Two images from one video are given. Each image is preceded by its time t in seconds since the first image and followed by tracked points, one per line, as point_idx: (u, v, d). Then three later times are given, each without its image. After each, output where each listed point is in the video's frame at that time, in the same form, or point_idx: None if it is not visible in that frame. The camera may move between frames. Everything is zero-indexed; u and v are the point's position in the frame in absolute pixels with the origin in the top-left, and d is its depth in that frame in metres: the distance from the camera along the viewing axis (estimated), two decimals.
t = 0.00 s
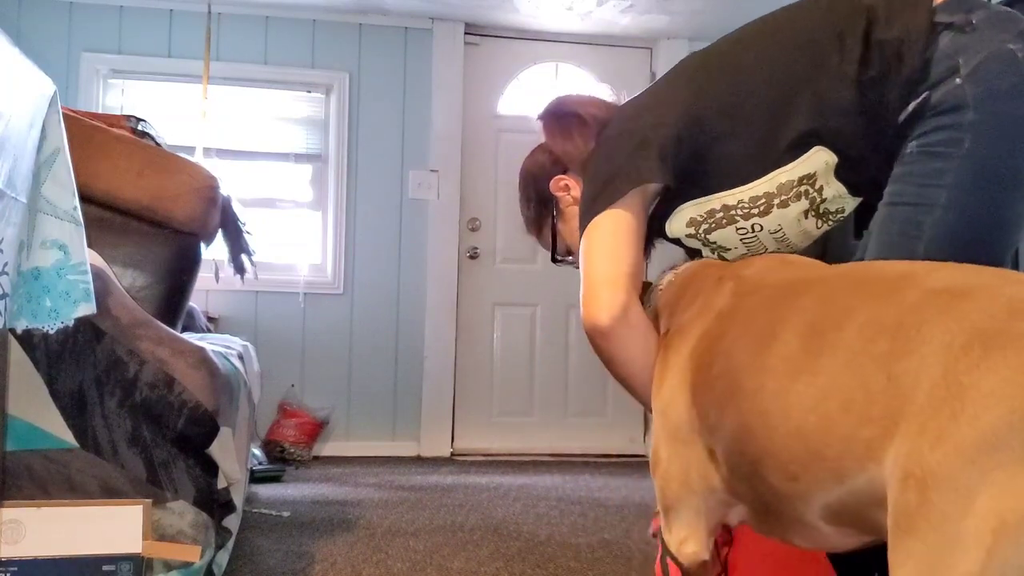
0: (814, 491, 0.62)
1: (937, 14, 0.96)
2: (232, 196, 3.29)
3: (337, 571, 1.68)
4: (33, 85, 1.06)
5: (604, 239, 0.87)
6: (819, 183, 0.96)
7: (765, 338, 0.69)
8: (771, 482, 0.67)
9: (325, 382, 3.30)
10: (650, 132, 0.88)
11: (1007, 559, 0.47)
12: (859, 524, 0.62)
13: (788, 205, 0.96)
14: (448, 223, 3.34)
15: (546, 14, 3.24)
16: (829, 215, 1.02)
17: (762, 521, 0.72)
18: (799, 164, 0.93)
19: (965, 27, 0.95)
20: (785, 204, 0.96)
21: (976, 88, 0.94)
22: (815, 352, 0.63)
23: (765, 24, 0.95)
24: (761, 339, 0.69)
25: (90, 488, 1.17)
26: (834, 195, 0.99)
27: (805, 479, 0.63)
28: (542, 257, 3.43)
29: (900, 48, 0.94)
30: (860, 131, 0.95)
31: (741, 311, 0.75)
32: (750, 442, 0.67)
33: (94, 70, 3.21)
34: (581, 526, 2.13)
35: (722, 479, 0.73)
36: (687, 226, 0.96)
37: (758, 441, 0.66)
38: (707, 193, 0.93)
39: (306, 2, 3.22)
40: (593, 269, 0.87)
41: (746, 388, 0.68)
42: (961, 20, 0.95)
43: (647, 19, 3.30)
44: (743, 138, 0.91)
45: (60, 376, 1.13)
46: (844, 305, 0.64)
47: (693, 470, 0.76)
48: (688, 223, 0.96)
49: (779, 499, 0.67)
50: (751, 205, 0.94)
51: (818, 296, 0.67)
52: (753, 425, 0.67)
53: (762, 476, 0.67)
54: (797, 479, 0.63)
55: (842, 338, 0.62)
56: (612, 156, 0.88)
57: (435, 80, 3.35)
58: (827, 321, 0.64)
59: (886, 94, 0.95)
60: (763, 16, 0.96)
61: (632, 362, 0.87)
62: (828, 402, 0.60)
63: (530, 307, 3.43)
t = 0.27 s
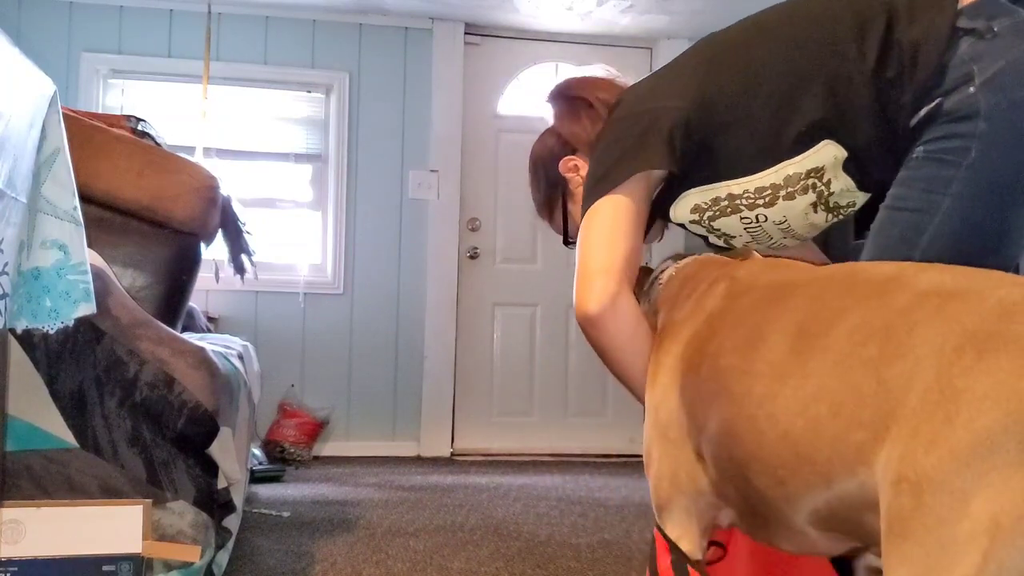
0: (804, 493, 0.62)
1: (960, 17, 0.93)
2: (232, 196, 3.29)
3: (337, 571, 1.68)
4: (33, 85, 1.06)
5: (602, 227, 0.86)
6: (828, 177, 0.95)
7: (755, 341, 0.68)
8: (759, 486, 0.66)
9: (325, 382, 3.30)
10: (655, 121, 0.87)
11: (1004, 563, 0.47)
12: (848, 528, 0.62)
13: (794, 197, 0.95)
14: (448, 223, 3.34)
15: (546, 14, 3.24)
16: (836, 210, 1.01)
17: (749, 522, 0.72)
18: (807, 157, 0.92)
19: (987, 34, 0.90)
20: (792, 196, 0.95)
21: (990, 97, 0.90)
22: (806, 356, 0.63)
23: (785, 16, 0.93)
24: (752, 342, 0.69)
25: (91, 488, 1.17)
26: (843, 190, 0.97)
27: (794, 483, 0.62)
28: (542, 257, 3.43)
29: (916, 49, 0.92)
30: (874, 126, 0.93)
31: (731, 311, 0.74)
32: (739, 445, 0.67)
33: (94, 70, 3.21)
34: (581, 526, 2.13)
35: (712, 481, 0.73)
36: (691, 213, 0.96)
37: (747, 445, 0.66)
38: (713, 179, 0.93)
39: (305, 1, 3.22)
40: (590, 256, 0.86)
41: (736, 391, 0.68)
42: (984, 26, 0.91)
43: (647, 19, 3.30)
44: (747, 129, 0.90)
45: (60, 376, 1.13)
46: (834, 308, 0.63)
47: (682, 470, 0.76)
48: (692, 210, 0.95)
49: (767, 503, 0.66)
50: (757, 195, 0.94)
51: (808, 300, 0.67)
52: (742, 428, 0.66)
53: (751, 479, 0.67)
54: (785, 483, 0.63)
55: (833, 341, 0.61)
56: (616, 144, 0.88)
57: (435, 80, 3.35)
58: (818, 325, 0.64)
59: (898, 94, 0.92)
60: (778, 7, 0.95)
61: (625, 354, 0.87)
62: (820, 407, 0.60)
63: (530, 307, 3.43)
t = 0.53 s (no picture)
0: (802, 491, 0.61)
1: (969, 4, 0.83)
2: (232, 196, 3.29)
3: (337, 571, 1.68)
4: (32, 85, 1.06)
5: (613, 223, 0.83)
6: (844, 167, 0.87)
7: (756, 339, 0.67)
8: (756, 484, 0.65)
9: (326, 382, 3.30)
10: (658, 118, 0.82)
11: (1006, 564, 0.46)
12: (846, 529, 0.61)
13: (807, 188, 0.88)
14: (448, 223, 3.34)
15: (546, 14, 3.24)
16: (859, 201, 0.93)
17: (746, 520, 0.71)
18: (820, 146, 0.85)
19: (993, 21, 0.80)
20: (805, 186, 0.88)
21: (994, 89, 0.78)
22: (806, 352, 0.62)
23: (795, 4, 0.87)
24: (753, 339, 0.68)
25: (91, 488, 1.17)
26: (863, 180, 0.90)
27: (792, 479, 0.62)
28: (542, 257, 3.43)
29: (923, 39, 0.84)
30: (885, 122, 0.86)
31: (734, 311, 0.73)
32: (738, 443, 0.66)
33: (94, 70, 3.21)
34: (581, 526, 2.13)
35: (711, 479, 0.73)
36: (701, 207, 0.90)
37: (746, 443, 0.65)
38: (721, 172, 0.86)
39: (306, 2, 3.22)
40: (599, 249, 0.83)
41: (736, 388, 0.67)
42: (990, 13, 0.81)
43: (647, 19, 3.30)
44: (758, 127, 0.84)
45: (60, 376, 1.13)
46: (835, 305, 0.62)
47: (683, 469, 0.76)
48: (702, 203, 0.90)
49: (764, 501, 0.66)
50: (767, 186, 0.87)
51: (808, 296, 0.66)
52: (742, 426, 0.65)
53: (749, 477, 0.66)
54: (782, 479, 0.62)
55: (834, 337, 0.60)
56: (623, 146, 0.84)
57: (435, 80, 3.35)
58: (819, 321, 0.63)
59: (904, 87, 0.84)
60: None
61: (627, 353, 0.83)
62: (820, 405, 0.59)
63: (530, 307, 3.43)
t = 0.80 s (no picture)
0: (838, 493, 0.58)
1: None
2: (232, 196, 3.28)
3: (337, 571, 1.68)
4: (32, 85, 1.05)
5: (648, 201, 0.88)
6: (884, 165, 0.89)
7: (780, 340, 0.65)
8: (790, 488, 0.63)
9: (325, 382, 3.30)
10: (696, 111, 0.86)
11: None
12: (887, 530, 0.58)
13: (844, 185, 0.90)
14: (448, 223, 3.34)
15: (546, 14, 3.24)
16: (900, 197, 0.94)
17: (781, 528, 0.68)
18: (855, 143, 0.86)
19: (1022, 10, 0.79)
20: (841, 183, 0.89)
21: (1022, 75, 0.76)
22: (829, 352, 0.59)
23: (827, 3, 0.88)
24: (778, 341, 0.65)
25: (91, 488, 1.17)
26: (902, 176, 0.90)
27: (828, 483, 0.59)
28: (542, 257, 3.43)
29: (950, 33, 0.83)
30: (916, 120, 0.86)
31: (764, 314, 0.71)
32: (768, 446, 0.63)
33: (94, 70, 3.21)
34: (581, 526, 2.13)
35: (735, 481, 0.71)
36: (740, 204, 0.93)
37: (775, 444, 0.62)
38: (758, 169, 0.89)
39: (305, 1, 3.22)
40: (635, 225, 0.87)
41: (762, 390, 0.64)
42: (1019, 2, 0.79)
43: (647, 19, 3.29)
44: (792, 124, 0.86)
45: (61, 376, 1.13)
46: (860, 302, 0.60)
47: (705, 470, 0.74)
48: (741, 201, 0.93)
49: (800, 506, 0.63)
50: (803, 183, 0.89)
51: (833, 296, 0.63)
52: (770, 428, 0.63)
53: (781, 481, 0.63)
54: (816, 483, 0.60)
55: (858, 334, 0.58)
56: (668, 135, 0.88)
57: (435, 80, 3.35)
58: (844, 319, 0.60)
59: (931, 82, 0.84)
60: None
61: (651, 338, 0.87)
62: (845, 405, 0.56)
63: (530, 307, 3.43)
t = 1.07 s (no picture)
0: (887, 509, 0.54)
1: None
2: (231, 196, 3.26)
3: (338, 571, 1.68)
4: (31, 84, 1.05)
5: (695, 205, 0.77)
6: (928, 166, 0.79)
7: (819, 351, 0.61)
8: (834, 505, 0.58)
9: (326, 382, 3.30)
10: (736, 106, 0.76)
11: None
12: (935, 541, 0.54)
13: (885, 185, 0.80)
14: (449, 223, 3.34)
15: (546, 14, 3.24)
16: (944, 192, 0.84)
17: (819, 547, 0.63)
18: (896, 143, 0.76)
19: None
20: (882, 183, 0.80)
21: None
22: (870, 362, 0.55)
23: None
24: (816, 351, 0.61)
25: (91, 489, 1.17)
26: (946, 174, 0.81)
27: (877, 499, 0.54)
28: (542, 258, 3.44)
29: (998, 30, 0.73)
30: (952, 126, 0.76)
31: (798, 323, 0.67)
32: (807, 461, 0.59)
33: (94, 70, 3.21)
34: (581, 526, 2.12)
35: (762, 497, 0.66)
36: (777, 205, 0.83)
37: (815, 459, 0.58)
38: (797, 168, 0.80)
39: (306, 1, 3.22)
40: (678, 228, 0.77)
41: (798, 404, 0.60)
42: None
43: (647, 19, 3.29)
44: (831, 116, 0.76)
45: (60, 376, 1.13)
46: (903, 309, 0.56)
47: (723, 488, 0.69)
48: (778, 202, 0.83)
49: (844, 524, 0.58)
50: (842, 183, 0.80)
51: (876, 305, 0.59)
52: (809, 443, 0.59)
53: (823, 497, 0.59)
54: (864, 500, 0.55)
55: (901, 343, 0.54)
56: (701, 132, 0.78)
57: (436, 80, 3.35)
58: (888, 327, 0.56)
59: (970, 83, 0.74)
60: None
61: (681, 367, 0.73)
62: (888, 418, 0.52)
63: (531, 307, 3.43)
